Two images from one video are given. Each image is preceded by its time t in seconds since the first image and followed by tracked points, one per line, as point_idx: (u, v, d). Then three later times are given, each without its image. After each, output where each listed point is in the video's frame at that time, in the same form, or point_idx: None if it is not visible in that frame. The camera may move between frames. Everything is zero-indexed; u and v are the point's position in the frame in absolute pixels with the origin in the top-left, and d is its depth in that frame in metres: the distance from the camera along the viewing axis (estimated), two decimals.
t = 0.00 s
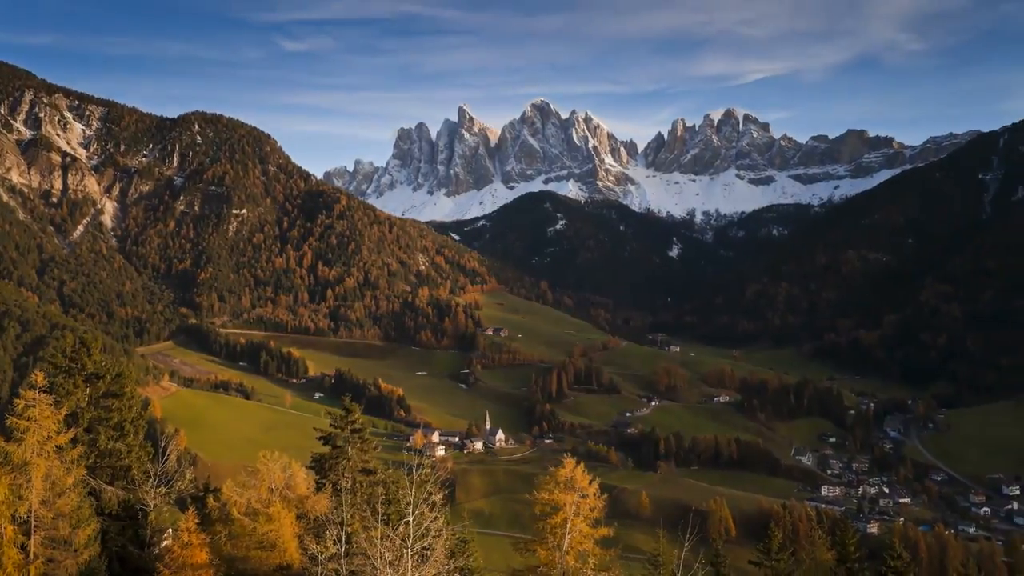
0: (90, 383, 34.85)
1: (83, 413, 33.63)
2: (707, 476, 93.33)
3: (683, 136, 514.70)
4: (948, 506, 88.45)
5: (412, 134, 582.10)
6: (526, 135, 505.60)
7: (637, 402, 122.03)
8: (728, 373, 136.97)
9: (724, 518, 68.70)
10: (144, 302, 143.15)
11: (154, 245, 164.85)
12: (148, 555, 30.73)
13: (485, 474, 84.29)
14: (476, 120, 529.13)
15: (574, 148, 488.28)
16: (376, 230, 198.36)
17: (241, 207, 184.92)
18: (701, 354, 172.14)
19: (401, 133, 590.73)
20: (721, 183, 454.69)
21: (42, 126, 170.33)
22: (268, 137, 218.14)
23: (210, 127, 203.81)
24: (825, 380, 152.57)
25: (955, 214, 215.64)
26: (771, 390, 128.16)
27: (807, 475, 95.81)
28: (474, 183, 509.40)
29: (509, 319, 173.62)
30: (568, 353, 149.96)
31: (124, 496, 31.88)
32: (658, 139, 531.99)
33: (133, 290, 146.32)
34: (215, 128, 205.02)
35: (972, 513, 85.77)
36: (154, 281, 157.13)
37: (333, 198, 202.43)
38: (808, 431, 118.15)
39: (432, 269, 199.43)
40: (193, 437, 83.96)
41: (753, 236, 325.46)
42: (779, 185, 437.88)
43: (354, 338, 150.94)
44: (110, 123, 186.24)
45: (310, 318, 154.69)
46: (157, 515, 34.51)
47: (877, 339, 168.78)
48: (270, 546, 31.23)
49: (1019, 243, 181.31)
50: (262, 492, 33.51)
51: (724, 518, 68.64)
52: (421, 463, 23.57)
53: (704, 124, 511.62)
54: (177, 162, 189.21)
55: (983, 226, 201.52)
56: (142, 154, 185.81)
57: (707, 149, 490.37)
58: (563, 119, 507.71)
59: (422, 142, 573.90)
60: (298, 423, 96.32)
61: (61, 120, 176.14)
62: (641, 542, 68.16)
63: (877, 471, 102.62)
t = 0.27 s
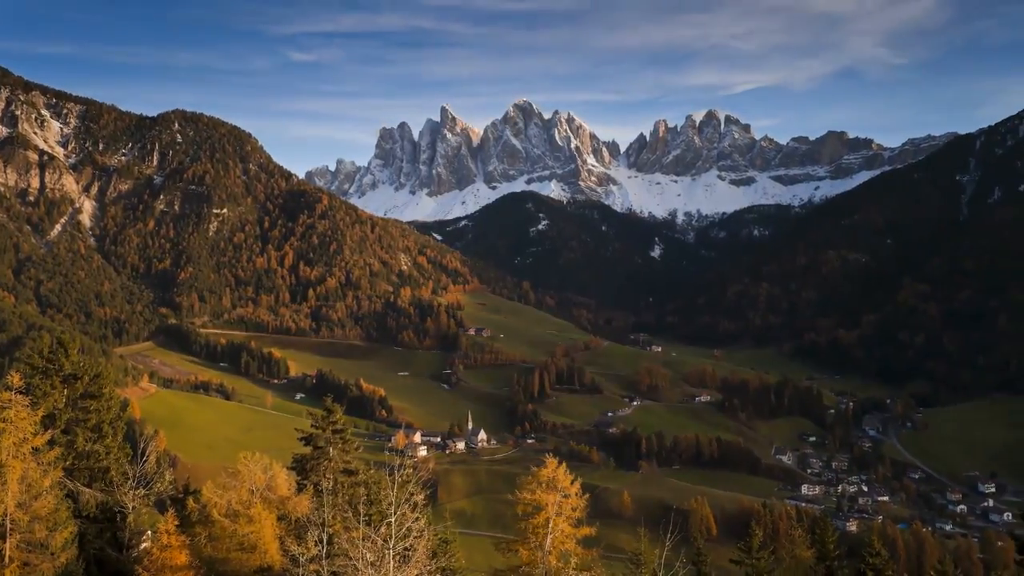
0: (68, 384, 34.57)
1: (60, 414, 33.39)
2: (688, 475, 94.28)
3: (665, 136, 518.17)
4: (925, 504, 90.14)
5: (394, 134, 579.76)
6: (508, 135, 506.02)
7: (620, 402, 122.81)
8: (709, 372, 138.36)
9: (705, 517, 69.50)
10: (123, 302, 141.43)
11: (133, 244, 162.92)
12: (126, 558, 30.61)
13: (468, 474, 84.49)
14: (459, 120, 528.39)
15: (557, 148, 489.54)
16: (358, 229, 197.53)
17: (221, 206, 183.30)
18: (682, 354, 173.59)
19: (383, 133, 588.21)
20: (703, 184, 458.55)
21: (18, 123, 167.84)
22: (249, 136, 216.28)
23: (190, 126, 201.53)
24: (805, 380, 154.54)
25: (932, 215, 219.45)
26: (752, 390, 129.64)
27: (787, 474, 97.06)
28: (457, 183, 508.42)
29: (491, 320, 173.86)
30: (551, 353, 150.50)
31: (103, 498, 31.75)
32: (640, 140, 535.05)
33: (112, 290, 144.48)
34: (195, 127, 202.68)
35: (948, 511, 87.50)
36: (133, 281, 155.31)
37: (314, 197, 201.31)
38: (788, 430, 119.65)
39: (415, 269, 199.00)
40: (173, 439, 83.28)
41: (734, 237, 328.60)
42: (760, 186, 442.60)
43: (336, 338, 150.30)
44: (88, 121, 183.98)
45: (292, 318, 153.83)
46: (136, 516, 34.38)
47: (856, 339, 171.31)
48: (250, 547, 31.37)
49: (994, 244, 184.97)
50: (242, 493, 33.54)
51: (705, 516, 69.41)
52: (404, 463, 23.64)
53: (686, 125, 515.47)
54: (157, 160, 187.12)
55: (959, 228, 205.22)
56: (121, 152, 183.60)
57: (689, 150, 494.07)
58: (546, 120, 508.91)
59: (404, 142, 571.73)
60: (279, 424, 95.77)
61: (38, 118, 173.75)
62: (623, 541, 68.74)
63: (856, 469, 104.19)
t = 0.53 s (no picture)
0: (48, 385, 34.38)
1: (41, 415, 33.22)
2: (672, 475, 95.02)
3: (650, 137, 520.65)
4: (907, 502, 91.44)
5: (379, 134, 577.57)
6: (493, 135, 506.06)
7: (604, 402, 123.38)
8: (693, 372, 139.42)
9: (690, 517, 70.04)
10: (104, 302, 139.81)
11: (115, 243, 161.33)
12: (107, 560, 30.54)
13: (452, 474, 84.60)
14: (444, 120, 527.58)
15: (542, 148, 490.37)
16: (342, 229, 196.72)
17: (204, 205, 181.86)
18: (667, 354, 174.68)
19: (368, 133, 585.92)
20: (687, 184, 461.47)
21: None
22: (232, 135, 214.58)
23: (173, 125, 199.02)
24: (788, 379, 156.12)
25: (913, 216, 222.50)
26: (736, 389, 130.77)
27: (771, 473, 97.93)
28: (442, 183, 507.44)
29: (476, 320, 173.95)
30: (535, 353, 150.88)
31: (84, 499, 31.65)
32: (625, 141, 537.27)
33: (94, 290, 142.87)
34: (178, 126, 199.88)
35: (929, 509, 88.81)
36: (115, 280, 153.69)
37: (298, 197, 200.24)
38: (772, 429, 120.74)
39: (399, 269, 198.43)
40: (155, 440, 82.49)
41: (717, 237, 330.96)
42: (744, 187, 446.40)
43: (321, 339, 149.58)
44: (69, 120, 182.39)
45: (275, 319, 152.98)
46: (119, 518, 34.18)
47: (839, 339, 173.21)
48: (233, 549, 31.44)
49: (974, 246, 187.87)
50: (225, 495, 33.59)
51: (690, 516, 69.99)
52: (387, 463, 23.67)
53: (671, 126, 518.26)
54: (139, 159, 185.31)
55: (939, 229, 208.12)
56: (103, 151, 181.86)
57: (674, 151, 496.94)
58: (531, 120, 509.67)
59: (389, 142, 569.69)
60: (263, 425, 95.27)
61: (19, 116, 172.12)
62: (608, 541, 69.15)
63: (839, 468, 105.27)
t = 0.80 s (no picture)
0: (27, 386, 34.15)
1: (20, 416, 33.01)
2: (656, 474, 95.75)
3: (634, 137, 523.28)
4: (888, 500, 92.81)
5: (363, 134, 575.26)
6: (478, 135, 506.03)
7: (589, 402, 123.97)
8: (676, 372, 140.48)
9: (673, 516, 70.55)
10: (85, 301, 138.13)
11: (96, 243, 159.65)
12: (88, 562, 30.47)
13: (436, 475, 84.63)
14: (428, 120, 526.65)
15: (526, 148, 491.05)
16: (326, 229, 195.87)
17: (186, 205, 180.38)
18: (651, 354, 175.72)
19: (352, 133, 583.41)
20: (671, 185, 464.50)
21: None
22: (215, 134, 212.83)
23: (155, 123, 197.36)
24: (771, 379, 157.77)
25: (893, 218, 225.66)
26: (719, 389, 131.94)
27: (754, 472, 98.94)
28: (426, 183, 506.27)
29: (461, 320, 174.02)
30: (520, 353, 151.29)
31: (64, 501, 31.54)
32: (609, 141, 539.31)
33: (74, 289, 141.15)
34: (161, 125, 198.49)
35: (910, 507, 90.22)
36: (96, 280, 151.99)
37: (282, 196, 199.10)
38: (755, 428, 121.93)
39: (384, 269, 197.84)
40: (136, 442, 81.69)
41: (700, 238, 333.35)
42: (727, 188, 449.98)
43: (305, 339, 148.93)
44: (49, 118, 180.48)
45: (258, 319, 152.06)
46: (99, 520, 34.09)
47: (821, 338, 175.18)
48: (216, 551, 31.53)
49: (953, 247, 190.88)
50: (207, 497, 33.63)
51: (672, 515, 70.68)
52: (371, 463, 23.76)
53: (655, 126, 521.24)
54: (121, 158, 183.66)
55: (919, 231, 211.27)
56: (83, 149, 180.11)
57: (658, 151, 499.90)
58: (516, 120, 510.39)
59: (373, 142, 567.47)
60: (245, 426, 94.72)
61: None
62: (592, 541, 69.61)
63: (821, 467, 106.51)
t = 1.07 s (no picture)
0: (9, 387, 33.88)
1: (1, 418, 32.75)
2: (642, 474, 96.31)
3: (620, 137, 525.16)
4: (871, 499, 93.88)
5: (350, 134, 572.99)
6: (465, 135, 505.91)
7: (575, 402, 124.42)
8: (662, 372, 141.35)
9: (659, 516, 70.88)
10: (68, 301, 136.72)
11: (79, 243, 158.23)
12: (70, 565, 30.41)
13: (423, 475, 84.64)
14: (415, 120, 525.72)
15: (513, 149, 491.57)
16: (312, 229, 195.01)
17: (171, 204, 179.01)
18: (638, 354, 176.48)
19: (338, 132, 581.00)
20: (657, 185, 466.96)
21: None
22: (200, 133, 211.20)
23: (140, 122, 195.56)
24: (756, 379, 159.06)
25: (877, 218, 228.09)
26: (705, 388, 132.79)
27: (739, 472, 99.73)
28: (413, 182, 504.91)
29: (447, 319, 174.09)
30: (506, 353, 151.61)
31: (47, 503, 31.48)
32: (596, 142, 540.76)
33: (57, 289, 139.59)
34: (145, 123, 196.60)
35: (893, 506, 91.34)
36: (79, 280, 150.49)
37: (268, 196, 198.03)
38: (740, 428, 122.83)
39: (370, 269, 197.20)
40: (120, 443, 81.03)
41: (687, 238, 335.21)
42: (713, 189, 452.61)
43: (291, 339, 148.29)
44: (31, 116, 179.17)
45: (244, 319, 151.23)
46: (82, 522, 34.02)
47: (806, 338, 176.77)
48: (201, 552, 31.61)
49: (936, 248, 193.22)
50: (192, 498, 33.69)
51: (658, 514, 71.20)
52: (358, 464, 23.78)
53: (641, 127, 523.32)
54: (105, 157, 182.36)
55: (902, 232, 213.77)
56: (66, 148, 178.72)
57: (644, 151, 502.01)
58: (502, 120, 510.94)
59: (360, 141, 565.41)
60: (231, 426, 94.27)
61: None
62: (578, 540, 70.00)
63: (806, 466, 107.49)
